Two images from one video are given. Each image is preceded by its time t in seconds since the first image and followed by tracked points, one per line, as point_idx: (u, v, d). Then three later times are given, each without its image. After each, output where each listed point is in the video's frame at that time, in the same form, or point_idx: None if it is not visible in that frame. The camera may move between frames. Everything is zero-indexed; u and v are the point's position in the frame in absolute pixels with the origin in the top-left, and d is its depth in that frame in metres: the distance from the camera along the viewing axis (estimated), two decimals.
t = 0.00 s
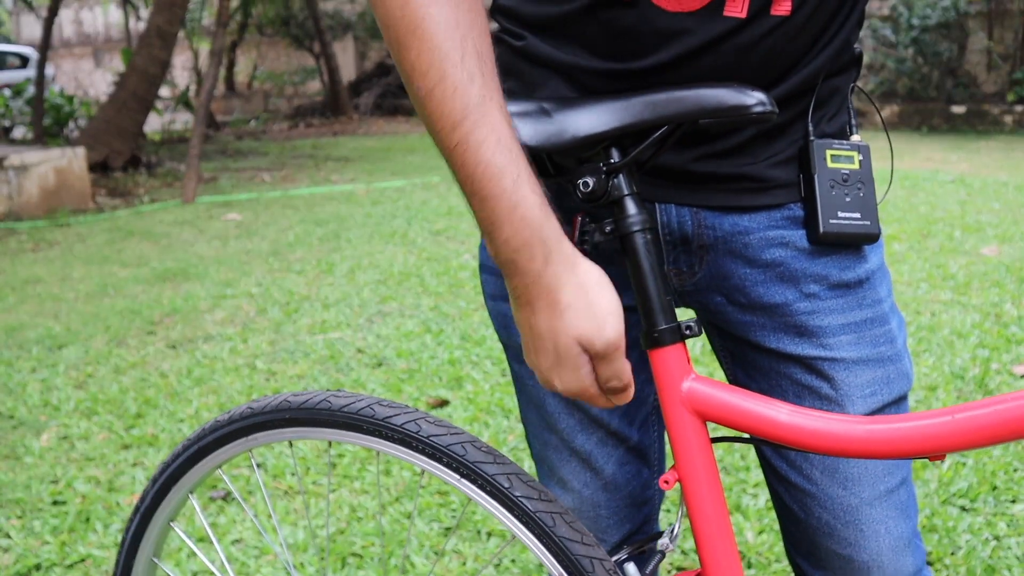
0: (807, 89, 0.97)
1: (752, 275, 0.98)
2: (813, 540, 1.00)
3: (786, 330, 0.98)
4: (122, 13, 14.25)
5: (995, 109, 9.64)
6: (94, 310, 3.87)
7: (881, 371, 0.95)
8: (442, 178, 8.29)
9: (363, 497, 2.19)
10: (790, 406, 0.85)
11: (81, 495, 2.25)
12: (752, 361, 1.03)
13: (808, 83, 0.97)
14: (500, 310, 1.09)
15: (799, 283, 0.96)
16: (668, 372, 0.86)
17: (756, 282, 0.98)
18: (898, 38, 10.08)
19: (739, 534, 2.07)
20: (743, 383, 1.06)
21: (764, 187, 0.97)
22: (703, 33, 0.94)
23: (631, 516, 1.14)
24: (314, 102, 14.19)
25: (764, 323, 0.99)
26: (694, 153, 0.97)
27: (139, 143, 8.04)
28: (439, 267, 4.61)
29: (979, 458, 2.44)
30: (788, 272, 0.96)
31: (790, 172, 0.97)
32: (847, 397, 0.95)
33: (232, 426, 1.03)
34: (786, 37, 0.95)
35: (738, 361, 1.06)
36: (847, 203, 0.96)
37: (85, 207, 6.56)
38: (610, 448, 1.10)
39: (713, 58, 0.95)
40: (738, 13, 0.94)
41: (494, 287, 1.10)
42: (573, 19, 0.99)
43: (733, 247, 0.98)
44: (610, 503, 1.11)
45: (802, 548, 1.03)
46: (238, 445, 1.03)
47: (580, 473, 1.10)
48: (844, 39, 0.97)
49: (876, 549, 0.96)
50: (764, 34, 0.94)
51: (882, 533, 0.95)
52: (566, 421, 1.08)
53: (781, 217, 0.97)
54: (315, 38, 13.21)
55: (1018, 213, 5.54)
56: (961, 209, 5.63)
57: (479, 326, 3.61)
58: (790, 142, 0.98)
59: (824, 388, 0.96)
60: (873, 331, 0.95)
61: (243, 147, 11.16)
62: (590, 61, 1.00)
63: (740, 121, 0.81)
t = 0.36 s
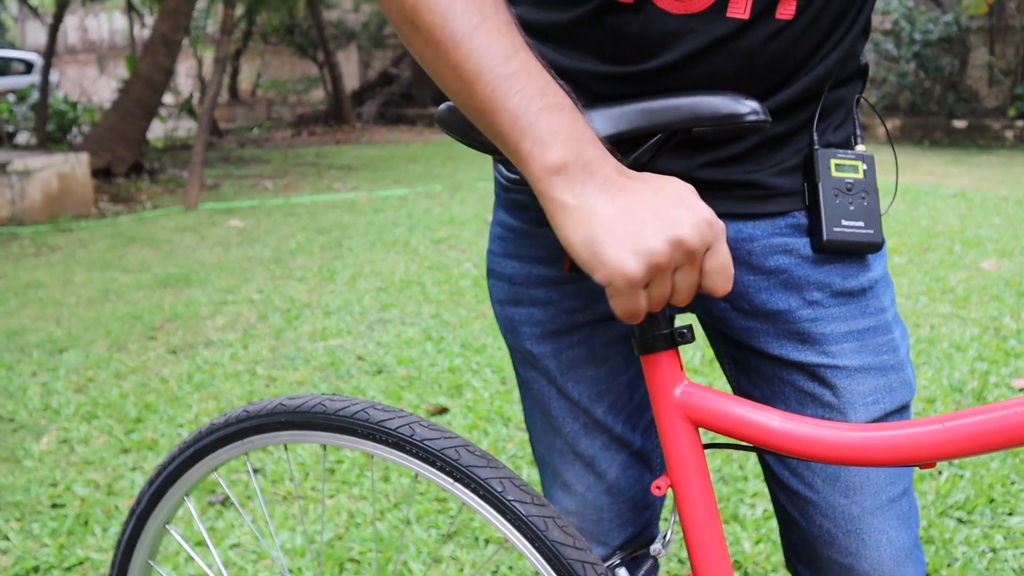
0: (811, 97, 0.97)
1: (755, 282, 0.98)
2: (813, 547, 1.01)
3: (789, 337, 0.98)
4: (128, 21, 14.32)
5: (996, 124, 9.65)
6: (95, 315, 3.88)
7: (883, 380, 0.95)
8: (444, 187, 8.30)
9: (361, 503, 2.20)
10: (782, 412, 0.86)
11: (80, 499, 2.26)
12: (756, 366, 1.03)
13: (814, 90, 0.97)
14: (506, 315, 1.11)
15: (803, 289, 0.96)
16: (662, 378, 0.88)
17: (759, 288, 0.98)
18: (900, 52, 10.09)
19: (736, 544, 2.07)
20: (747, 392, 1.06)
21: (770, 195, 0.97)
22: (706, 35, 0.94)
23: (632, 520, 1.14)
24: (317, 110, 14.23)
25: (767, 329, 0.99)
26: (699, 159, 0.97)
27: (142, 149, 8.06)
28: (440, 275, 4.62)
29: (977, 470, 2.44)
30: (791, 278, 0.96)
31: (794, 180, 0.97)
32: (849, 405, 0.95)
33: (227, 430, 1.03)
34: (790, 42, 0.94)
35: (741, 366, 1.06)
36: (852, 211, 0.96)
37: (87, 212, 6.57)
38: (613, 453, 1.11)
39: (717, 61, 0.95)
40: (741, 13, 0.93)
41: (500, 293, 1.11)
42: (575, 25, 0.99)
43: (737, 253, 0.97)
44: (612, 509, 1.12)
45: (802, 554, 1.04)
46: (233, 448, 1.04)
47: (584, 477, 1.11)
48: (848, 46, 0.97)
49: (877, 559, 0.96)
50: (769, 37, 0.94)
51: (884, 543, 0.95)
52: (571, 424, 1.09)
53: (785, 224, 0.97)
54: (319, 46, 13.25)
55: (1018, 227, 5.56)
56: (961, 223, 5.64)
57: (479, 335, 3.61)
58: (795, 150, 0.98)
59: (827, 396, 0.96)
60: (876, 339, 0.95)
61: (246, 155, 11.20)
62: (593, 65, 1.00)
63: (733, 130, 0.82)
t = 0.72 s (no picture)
0: (823, 88, 0.97)
1: (767, 275, 0.98)
2: (820, 545, 1.01)
3: (801, 331, 0.98)
4: (133, 24, 14.37)
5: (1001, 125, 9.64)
6: (101, 315, 3.90)
7: (895, 375, 0.95)
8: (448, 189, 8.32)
9: (364, 501, 2.20)
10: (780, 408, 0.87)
11: (86, 497, 2.27)
12: (765, 363, 1.03)
13: (828, 80, 0.97)
14: (515, 312, 1.12)
15: (815, 283, 0.96)
16: (656, 373, 0.88)
17: (771, 282, 0.98)
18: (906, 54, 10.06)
19: (739, 542, 2.07)
20: (757, 388, 1.06)
21: (783, 188, 0.97)
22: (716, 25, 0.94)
23: (638, 518, 1.15)
24: (322, 112, 14.25)
25: (778, 323, 0.99)
26: (710, 154, 0.97)
27: (147, 151, 8.09)
28: (444, 276, 4.62)
29: (980, 470, 2.44)
30: (804, 273, 0.96)
31: (807, 174, 0.98)
32: (861, 400, 0.95)
33: (224, 427, 1.05)
34: (800, 30, 0.94)
35: (749, 363, 1.06)
36: (866, 207, 0.96)
37: (93, 213, 6.60)
38: (620, 450, 1.11)
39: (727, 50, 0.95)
40: None
41: (508, 290, 1.11)
42: (586, 20, 1.01)
43: (750, 247, 0.98)
44: (618, 506, 1.12)
45: (809, 552, 1.04)
46: (229, 445, 1.05)
47: (589, 474, 1.12)
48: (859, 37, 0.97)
49: (886, 555, 0.96)
50: (780, 25, 0.93)
51: (893, 540, 0.95)
52: (578, 420, 1.10)
53: (797, 218, 0.97)
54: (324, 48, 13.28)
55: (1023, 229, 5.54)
56: (966, 225, 5.64)
57: (483, 335, 3.62)
58: (807, 144, 0.98)
59: (837, 391, 0.96)
60: (888, 335, 0.96)
61: (250, 157, 11.22)
62: (603, 59, 1.01)
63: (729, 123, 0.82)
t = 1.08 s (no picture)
0: (817, 89, 0.98)
1: (759, 269, 0.98)
2: (818, 534, 1.01)
3: (793, 324, 0.98)
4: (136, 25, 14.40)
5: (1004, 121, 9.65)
6: (105, 314, 3.91)
7: (887, 368, 0.95)
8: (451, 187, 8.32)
9: (368, 497, 2.21)
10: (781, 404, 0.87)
11: (91, 495, 2.28)
12: (761, 354, 1.03)
13: (821, 80, 0.97)
14: (517, 300, 1.10)
15: (806, 277, 0.96)
16: (652, 367, 0.89)
17: (762, 275, 0.98)
18: (908, 51, 10.06)
19: (742, 539, 2.08)
20: (755, 380, 1.07)
21: (774, 183, 0.97)
22: (709, 30, 0.95)
23: (641, 505, 1.15)
24: (324, 111, 14.26)
25: (771, 316, 1.00)
26: (701, 150, 0.98)
27: (150, 150, 8.10)
28: (447, 275, 4.62)
29: (984, 466, 2.44)
30: (794, 266, 0.97)
31: (800, 170, 0.98)
32: (854, 392, 0.95)
33: (226, 425, 1.05)
34: (791, 32, 0.94)
35: (748, 354, 1.06)
36: (858, 201, 0.95)
37: (96, 213, 6.61)
38: (621, 437, 1.12)
39: (722, 54, 0.96)
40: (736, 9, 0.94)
41: (511, 278, 1.10)
42: (587, 22, 1.01)
43: (741, 241, 0.98)
44: (620, 492, 1.13)
45: (808, 540, 1.04)
46: (232, 443, 1.05)
47: (592, 461, 1.13)
48: (853, 37, 0.96)
49: (882, 547, 0.96)
50: (773, 28, 0.94)
51: (889, 531, 0.96)
52: (579, 409, 1.11)
53: (790, 213, 0.97)
54: (326, 47, 13.29)
55: None
56: (969, 222, 5.64)
57: (485, 333, 3.62)
58: (802, 140, 0.99)
59: (829, 382, 0.97)
60: (881, 327, 0.95)
61: (253, 156, 11.24)
62: (603, 62, 1.02)
63: (730, 116, 0.82)
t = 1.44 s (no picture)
0: (828, 80, 0.99)
1: (772, 262, 0.98)
2: (823, 529, 1.01)
3: (805, 317, 0.98)
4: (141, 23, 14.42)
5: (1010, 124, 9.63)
6: (108, 311, 3.91)
7: (895, 359, 0.96)
8: (454, 186, 8.31)
9: (370, 494, 2.21)
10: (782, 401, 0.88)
11: (93, 491, 2.28)
12: (767, 347, 1.03)
13: (832, 71, 0.98)
14: (521, 301, 1.12)
15: (819, 269, 0.97)
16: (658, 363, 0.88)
17: (776, 268, 0.98)
18: (913, 53, 10.03)
19: (743, 538, 2.08)
20: (758, 370, 1.06)
21: (788, 178, 0.97)
22: (728, 24, 0.95)
23: (644, 505, 1.15)
24: (328, 109, 14.27)
25: (783, 310, 0.99)
26: (721, 143, 0.97)
27: (154, 148, 8.11)
28: (450, 273, 4.62)
29: (986, 467, 2.43)
30: (808, 258, 0.97)
31: (811, 164, 0.98)
32: (863, 382, 0.96)
33: (223, 420, 1.05)
34: (807, 27, 0.96)
35: (752, 348, 1.05)
36: (867, 194, 0.97)
37: (99, 210, 6.62)
38: (625, 437, 1.11)
39: (739, 47, 0.96)
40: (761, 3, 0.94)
41: (515, 278, 1.12)
42: (599, 16, 0.99)
43: (757, 235, 0.97)
44: (624, 493, 1.13)
45: (810, 535, 1.03)
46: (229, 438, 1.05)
47: (596, 462, 1.13)
48: (860, 31, 0.99)
49: (884, 534, 0.96)
50: (788, 22, 0.95)
51: (891, 517, 0.96)
52: (582, 407, 1.11)
53: (802, 206, 0.97)
54: (330, 46, 13.30)
55: None
56: (973, 224, 5.62)
57: (487, 332, 3.62)
58: (812, 134, 0.99)
59: (840, 373, 0.97)
60: (889, 319, 0.97)
61: (257, 154, 11.25)
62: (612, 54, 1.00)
63: (730, 111, 0.83)
